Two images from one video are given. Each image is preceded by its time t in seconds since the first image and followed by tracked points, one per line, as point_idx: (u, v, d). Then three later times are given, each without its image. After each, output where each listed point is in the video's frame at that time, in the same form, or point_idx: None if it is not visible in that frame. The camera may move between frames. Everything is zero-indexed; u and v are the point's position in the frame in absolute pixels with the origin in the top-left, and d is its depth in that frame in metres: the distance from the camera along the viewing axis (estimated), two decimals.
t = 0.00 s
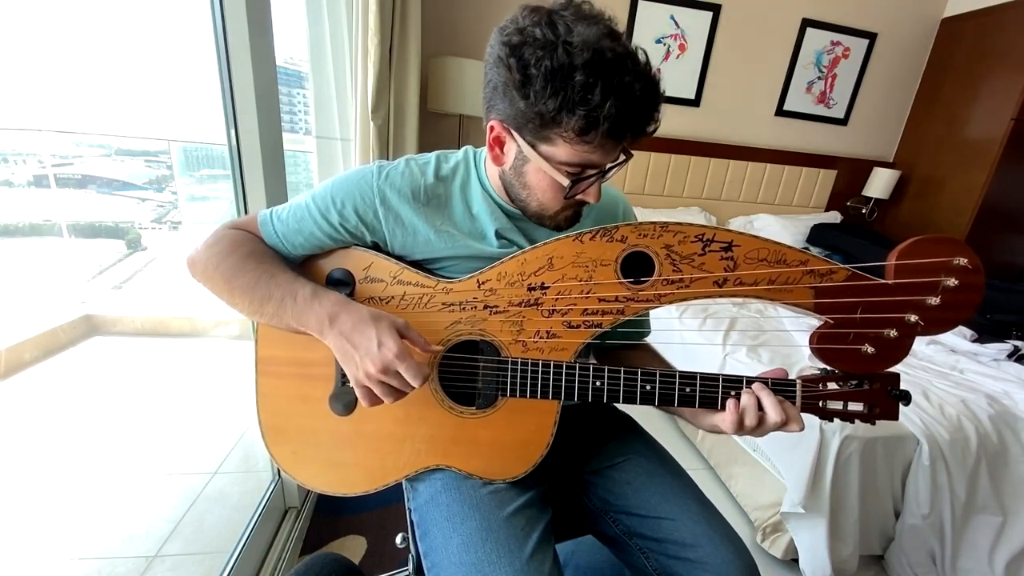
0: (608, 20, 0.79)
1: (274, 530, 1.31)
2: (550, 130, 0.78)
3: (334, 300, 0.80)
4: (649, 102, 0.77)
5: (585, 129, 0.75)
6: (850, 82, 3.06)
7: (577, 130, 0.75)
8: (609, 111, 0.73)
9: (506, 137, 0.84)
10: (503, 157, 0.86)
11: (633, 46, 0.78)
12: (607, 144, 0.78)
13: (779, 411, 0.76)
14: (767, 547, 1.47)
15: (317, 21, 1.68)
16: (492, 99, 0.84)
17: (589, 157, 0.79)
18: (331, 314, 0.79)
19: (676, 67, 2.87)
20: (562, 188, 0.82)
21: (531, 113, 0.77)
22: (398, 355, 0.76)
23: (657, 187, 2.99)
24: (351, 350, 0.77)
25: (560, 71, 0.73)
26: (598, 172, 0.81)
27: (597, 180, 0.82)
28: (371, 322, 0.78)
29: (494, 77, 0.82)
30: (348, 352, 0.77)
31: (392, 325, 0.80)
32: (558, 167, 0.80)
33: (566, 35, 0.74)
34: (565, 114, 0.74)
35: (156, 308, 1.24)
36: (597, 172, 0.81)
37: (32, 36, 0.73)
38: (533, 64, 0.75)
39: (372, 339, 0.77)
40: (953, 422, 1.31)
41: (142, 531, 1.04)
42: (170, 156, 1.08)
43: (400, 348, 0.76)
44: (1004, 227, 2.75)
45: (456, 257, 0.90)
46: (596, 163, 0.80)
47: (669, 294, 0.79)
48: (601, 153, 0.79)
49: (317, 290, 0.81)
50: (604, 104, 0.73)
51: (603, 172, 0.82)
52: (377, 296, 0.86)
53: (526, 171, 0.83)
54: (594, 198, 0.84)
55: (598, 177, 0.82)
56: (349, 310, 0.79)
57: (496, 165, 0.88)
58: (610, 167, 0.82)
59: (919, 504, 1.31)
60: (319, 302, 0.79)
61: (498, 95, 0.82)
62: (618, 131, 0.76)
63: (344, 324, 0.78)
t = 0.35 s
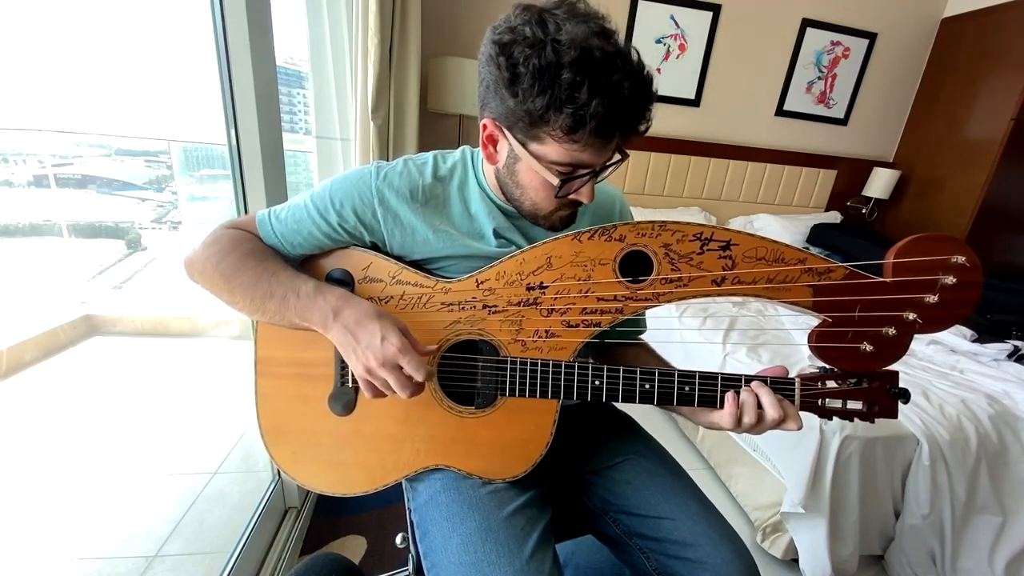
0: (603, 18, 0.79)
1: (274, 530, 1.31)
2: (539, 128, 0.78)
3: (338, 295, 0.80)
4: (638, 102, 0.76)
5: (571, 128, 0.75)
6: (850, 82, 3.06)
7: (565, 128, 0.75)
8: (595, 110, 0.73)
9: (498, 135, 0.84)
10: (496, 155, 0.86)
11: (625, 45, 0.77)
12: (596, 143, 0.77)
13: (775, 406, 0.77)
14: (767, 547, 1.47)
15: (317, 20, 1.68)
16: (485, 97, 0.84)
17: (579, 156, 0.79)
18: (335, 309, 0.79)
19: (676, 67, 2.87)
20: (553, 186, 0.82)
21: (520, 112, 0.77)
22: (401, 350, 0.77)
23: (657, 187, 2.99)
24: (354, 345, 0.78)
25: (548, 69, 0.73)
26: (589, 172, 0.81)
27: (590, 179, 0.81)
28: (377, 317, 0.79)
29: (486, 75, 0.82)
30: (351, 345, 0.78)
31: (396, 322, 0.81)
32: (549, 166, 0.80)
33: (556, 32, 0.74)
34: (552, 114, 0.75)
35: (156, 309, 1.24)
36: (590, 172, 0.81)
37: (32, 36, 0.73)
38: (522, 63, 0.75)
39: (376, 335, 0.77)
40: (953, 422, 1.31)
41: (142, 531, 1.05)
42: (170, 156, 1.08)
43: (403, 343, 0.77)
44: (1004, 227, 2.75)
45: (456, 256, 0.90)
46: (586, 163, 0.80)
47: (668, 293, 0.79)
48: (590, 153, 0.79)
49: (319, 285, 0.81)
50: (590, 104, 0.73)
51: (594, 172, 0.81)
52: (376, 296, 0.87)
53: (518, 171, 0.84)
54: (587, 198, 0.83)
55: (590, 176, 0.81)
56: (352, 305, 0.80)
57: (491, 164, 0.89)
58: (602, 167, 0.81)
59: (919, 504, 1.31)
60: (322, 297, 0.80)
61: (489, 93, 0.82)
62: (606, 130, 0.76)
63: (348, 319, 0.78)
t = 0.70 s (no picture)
0: (595, 29, 0.74)
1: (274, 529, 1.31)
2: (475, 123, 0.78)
3: (347, 283, 0.82)
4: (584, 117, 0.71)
5: (500, 124, 0.72)
6: (850, 82, 3.06)
7: (485, 126, 0.74)
8: (525, 112, 0.70)
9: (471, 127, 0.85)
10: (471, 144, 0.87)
11: (599, 59, 0.72)
12: (514, 151, 0.74)
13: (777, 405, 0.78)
14: (767, 547, 1.47)
15: (317, 21, 1.68)
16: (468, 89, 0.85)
17: (509, 161, 0.77)
18: (346, 295, 0.80)
19: (676, 67, 2.87)
20: (498, 188, 0.82)
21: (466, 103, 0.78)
22: (410, 335, 0.78)
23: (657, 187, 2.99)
24: (363, 330, 0.78)
25: (486, 66, 0.72)
26: (531, 187, 0.79)
27: (533, 191, 0.80)
28: (386, 305, 0.81)
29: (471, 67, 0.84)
30: (361, 330, 0.78)
31: (402, 312, 0.83)
32: (492, 164, 0.81)
33: (523, 27, 0.71)
34: (486, 105, 0.73)
35: (155, 307, 1.20)
36: (529, 182, 0.79)
37: (32, 37, 0.73)
38: (475, 56, 0.75)
39: (386, 320, 0.78)
40: (953, 422, 1.31)
41: (142, 531, 1.05)
42: (170, 156, 1.08)
43: (412, 330, 0.78)
44: (1004, 227, 2.75)
45: (457, 255, 0.90)
46: (530, 176, 0.79)
47: (668, 294, 0.79)
48: (519, 159, 0.76)
49: (329, 276, 0.82)
50: (520, 103, 0.70)
51: (540, 189, 0.80)
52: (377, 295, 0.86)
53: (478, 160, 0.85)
54: (529, 208, 0.82)
55: (533, 187, 0.79)
56: (363, 292, 0.81)
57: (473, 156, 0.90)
58: (548, 184, 0.80)
59: (920, 504, 1.31)
60: (333, 286, 0.81)
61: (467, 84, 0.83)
62: (521, 139, 0.72)
63: (358, 306, 0.79)
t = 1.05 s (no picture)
0: (587, 31, 0.74)
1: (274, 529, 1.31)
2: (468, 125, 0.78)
3: (350, 281, 0.82)
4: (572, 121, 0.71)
5: (488, 127, 0.72)
6: (850, 82, 3.06)
7: (476, 129, 0.75)
8: (513, 115, 0.70)
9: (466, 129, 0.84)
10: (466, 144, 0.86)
11: (589, 62, 0.71)
12: (502, 154, 0.75)
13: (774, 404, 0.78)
14: (767, 547, 1.47)
15: (317, 21, 1.68)
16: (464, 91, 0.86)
17: (499, 163, 0.77)
18: (349, 293, 0.80)
19: (676, 67, 2.87)
20: (491, 188, 0.82)
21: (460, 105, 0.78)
22: (413, 332, 0.78)
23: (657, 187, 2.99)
24: (365, 327, 0.78)
25: (476, 69, 0.73)
26: (524, 188, 0.79)
27: (526, 192, 0.79)
28: (389, 303, 0.81)
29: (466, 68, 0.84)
30: (363, 328, 0.78)
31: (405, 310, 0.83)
32: (486, 166, 0.80)
33: (513, 29, 0.71)
34: (475, 107, 0.73)
35: (156, 309, 1.22)
36: (522, 184, 0.79)
37: (32, 37, 0.73)
38: (467, 59, 0.75)
39: (388, 318, 0.79)
40: (953, 422, 1.31)
41: (142, 531, 1.05)
42: (170, 156, 1.08)
43: (415, 327, 0.79)
44: (1004, 227, 2.75)
45: (457, 255, 0.90)
46: (523, 177, 0.78)
47: (667, 293, 0.79)
48: (508, 161, 0.76)
49: (331, 274, 0.82)
50: (508, 106, 0.70)
51: (534, 189, 0.79)
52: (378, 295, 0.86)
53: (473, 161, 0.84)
54: (522, 210, 0.81)
55: (526, 188, 0.79)
56: (366, 289, 0.81)
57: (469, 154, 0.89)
58: (541, 186, 0.79)
59: (919, 503, 1.31)
60: (335, 284, 0.81)
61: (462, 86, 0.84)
62: (508, 142, 0.72)
63: (360, 304, 0.79)
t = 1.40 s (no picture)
0: (586, 35, 0.74)
1: (274, 530, 1.32)
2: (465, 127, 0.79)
3: (352, 281, 0.82)
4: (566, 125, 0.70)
5: (483, 129, 0.73)
6: (850, 82, 3.06)
7: (472, 131, 0.75)
8: (507, 118, 0.70)
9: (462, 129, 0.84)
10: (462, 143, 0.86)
11: (586, 66, 0.71)
12: (497, 156, 0.75)
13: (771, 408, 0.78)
14: (767, 547, 1.47)
15: (317, 21, 1.68)
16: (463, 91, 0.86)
17: (494, 166, 0.77)
18: (351, 292, 0.80)
19: (676, 67, 2.87)
20: (487, 190, 0.82)
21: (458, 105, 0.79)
22: (413, 331, 0.79)
23: (657, 187, 2.99)
24: (366, 326, 0.78)
25: (473, 70, 0.73)
26: (519, 190, 0.79)
27: (522, 194, 0.79)
28: (391, 302, 0.81)
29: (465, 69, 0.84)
30: (364, 327, 0.78)
31: (406, 309, 0.83)
32: (482, 168, 0.80)
33: (510, 32, 0.71)
34: (471, 109, 0.73)
35: (156, 307, 1.20)
36: (518, 187, 0.79)
37: (31, 37, 0.73)
38: (465, 61, 0.75)
39: (390, 318, 0.79)
40: (953, 422, 1.31)
41: (142, 531, 1.05)
42: (170, 156, 1.08)
43: (415, 326, 0.79)
44: (1004, 227, 2.75)
45: (457, 255, 0.90)
46: (518, 180, 0.78)
47: (668, 293, 0.79)
48: (503, 164, 0.76)
49: (332, 274, 0.82)
50: (502, 109, 0.70)
51: (530, 192, 0.79)
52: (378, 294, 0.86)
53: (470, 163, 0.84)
54: (518, 212, 0.81)
55: (522, 190, 0.79)
56: (368, 289, 0.81)
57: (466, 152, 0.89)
58: (537, 188, 0.79)
59: (919, 504, 1.31)
60: (337, 285, 0.81)
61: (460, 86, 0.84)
62: (502, 145, 0.72)
63: (362, 304, 0.80)
